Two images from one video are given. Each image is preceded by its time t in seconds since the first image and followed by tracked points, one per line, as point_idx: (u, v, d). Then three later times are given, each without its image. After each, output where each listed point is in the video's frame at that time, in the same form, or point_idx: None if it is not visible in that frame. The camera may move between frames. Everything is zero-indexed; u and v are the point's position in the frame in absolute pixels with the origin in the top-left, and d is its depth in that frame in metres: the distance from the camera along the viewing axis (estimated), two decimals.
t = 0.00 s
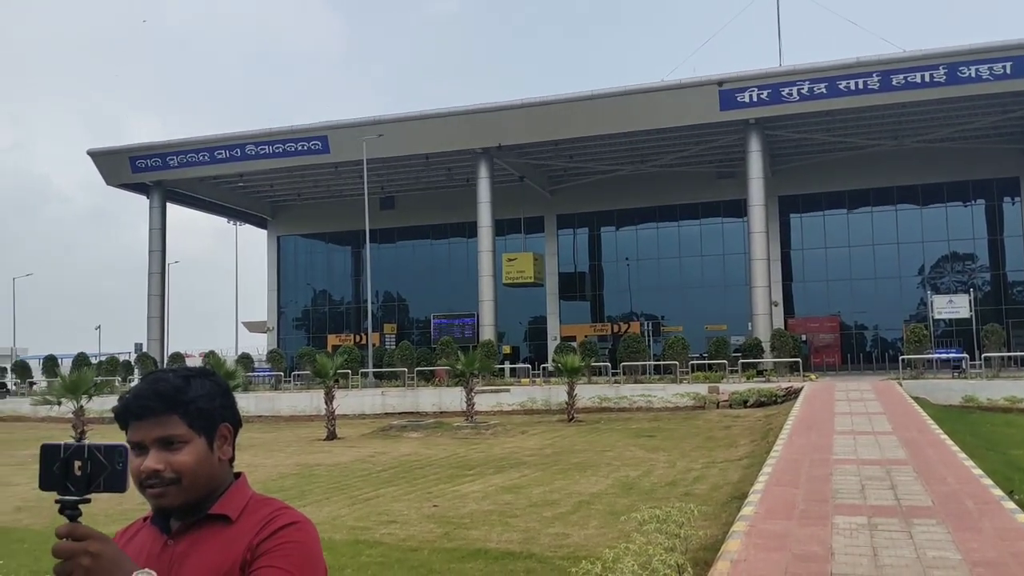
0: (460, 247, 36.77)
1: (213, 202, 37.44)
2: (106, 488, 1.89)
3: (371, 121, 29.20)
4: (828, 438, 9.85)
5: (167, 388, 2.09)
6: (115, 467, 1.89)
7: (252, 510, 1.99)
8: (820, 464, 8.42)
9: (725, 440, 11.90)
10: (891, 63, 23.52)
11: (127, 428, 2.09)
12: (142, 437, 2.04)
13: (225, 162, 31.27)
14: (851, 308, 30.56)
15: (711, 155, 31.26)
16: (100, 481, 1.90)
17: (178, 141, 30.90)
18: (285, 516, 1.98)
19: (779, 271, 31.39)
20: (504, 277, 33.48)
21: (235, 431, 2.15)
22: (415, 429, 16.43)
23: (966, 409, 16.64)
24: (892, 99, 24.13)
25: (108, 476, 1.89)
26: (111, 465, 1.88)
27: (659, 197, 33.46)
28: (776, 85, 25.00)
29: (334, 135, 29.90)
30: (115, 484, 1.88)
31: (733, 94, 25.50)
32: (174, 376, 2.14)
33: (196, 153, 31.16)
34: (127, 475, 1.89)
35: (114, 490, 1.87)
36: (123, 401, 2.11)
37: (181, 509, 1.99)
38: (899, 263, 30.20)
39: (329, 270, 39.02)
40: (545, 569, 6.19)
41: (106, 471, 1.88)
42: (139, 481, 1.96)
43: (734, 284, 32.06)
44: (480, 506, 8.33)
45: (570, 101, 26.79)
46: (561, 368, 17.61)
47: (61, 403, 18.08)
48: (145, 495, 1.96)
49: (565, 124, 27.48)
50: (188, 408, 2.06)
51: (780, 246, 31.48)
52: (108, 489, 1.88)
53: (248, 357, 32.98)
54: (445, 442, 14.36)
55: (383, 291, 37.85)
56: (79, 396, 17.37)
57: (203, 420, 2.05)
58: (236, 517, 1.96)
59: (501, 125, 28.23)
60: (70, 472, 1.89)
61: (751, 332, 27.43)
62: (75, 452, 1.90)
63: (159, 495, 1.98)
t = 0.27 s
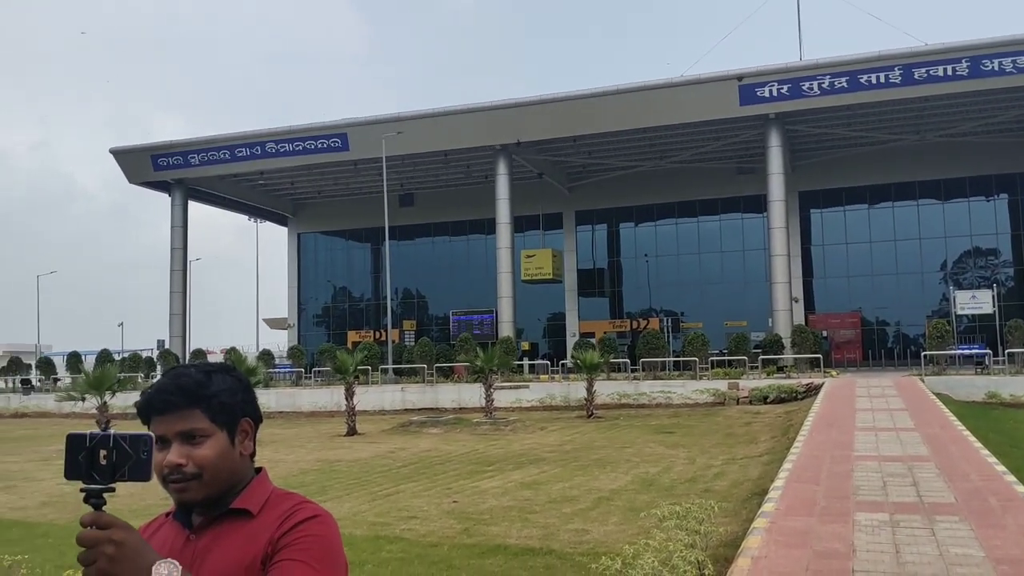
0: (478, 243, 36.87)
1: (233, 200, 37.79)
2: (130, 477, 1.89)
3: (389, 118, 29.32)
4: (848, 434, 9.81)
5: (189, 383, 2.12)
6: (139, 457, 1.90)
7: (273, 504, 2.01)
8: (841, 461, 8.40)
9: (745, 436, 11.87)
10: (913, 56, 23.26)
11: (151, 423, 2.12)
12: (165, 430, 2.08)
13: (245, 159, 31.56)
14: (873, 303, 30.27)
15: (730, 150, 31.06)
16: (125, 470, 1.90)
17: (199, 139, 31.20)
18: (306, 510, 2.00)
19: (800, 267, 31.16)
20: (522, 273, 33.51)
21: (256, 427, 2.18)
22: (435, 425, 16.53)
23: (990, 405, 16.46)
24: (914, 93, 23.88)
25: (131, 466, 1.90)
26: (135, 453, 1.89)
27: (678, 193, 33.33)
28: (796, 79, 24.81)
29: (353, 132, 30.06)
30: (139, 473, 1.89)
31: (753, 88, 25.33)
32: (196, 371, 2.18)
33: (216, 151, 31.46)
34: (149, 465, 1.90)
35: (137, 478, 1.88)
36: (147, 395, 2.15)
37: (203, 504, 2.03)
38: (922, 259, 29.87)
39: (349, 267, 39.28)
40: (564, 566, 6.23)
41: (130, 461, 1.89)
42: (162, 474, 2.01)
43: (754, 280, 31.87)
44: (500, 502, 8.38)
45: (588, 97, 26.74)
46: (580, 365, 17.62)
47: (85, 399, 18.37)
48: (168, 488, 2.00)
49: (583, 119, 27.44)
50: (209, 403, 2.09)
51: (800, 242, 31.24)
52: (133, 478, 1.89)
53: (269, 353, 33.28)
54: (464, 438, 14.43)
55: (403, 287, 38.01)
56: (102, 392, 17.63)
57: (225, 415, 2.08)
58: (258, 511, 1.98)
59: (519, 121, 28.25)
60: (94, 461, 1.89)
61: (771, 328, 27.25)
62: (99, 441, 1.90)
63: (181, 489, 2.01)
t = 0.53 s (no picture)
0: (495, 240, 36.94)
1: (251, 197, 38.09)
2: (152, 467, 1.92)
3: (406, 115, 29.42)
4: (868, 431, 9.76)
5: (208, 378, 2.17)
6: (161, 448, 1.93)
7: (292, 499, 2.05)
8: (860, 458, 8.36)
9: (764, 433, 11.83)
10: (934, 50, 23.01)
11: (170, 418, 2.17)
12: (184, 425, 2.12)
13: (263, 157, 31.79)
14: (893, 299, 30.01)
15: (748, 146, 30.86)
16: (146, 460, 1.93)
17: (217, 137, 31.46)
18: (324, 504, 2.05)
19: (819, 263, 30.93)
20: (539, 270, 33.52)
21: (274, 422, 2.22)
22: (452, 421, 16.61)
23: (1012, 402, 16.28)
24: (935, 88, 23.63)
25: (153, 457, 1.93)
26: (157, 444, 1.92)
27: (696, 189, 33.19)
28: (815, 74, 24.59)
29: (371, 129, 30.19)
30: (160, 463, 1.91)
31: (771, 83, 25.14)
32: (214, 367, 2.23)
33: (234, 148, 31.72)
34: (172, 455, 1.93)
35: (160, 469, 1.91)
36: (167, 390, 2.20)
37: (221, 499, 2.06)
38: (942, 254, 29.57)
39: (366, 264, 39.49)
40: (582, 562, 6.26)
41: (152, 451, 1.92)
42: (182, 470, 2.04)
43: (772, 275, 31.71)
44: (517, 498, 8.43)
45: (605, 93, 26.66)
46: (597, 361, 17.62)
47: (106, 395, 18.62)
48: (188, 483, 2.04)
49: (600, 115, 27.37)
50: (228, 397, 2.14)
51: (819, 237, 31.01)
52: (154, 468, 1.91)
53: (287, 349, 33.54)
54: (482, 434, 14.49)
55: (420, 284, 38.16)
56: (122, 388, 17.86)
57: (243, 409, 2.13)
58: (277, 506, 2.02)
59: (535, 118, 28.24)
60: (117, 453, 1.92)
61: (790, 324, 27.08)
62: (122, 432, 1.94)
63: (200, 484, 2.05)
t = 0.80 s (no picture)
0: (513, 236, 37.02)
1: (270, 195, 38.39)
2: (177, 459, 1.89)
3: (424, 112, 29.55)
4: (889, 427, 9.71)
5: (231, 374, 2.22)
6: (185, 440, 1.90)
7: (312, 495, 2.10)
8: (882, 454, 8.32)
9: (783, 430, 11.79)
10: (955, 44, 22.79)
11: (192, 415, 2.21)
12: (207, 421, 2.16)
13: (282, 155, 32.02)
14: (914, 295, 29.69)
15: (767, 141, 30.66)
16: (171, 452, 1.91)
17: (238, 134, 31.77)
18: (344, 499, 2.09)
19: (839, 258, 30.68)
20: (557, 266, 33.53)
21: (294, 418, 2.27)
22: (470, 418, 16.69)
23: None
24: (956, 82, 23.42)
25: (177, 449, 1.90)
26: (180, 435, 1.88)
27: (714, 185, 33.04)
28: (835, 68, 24.41)
29: (389, 126, 30.34)
30: (186, 455, 1.89)
31: (791, 78, 24.99)
32: (235, 364, 2.27)
33: (254, 146, 31.99)
34: (196, 447, 1.90)
35: (184, 460, 1.88)
36: (190, 385, 2.24)
37: (244, 494, 2.11)
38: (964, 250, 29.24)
39: (385, 261, 39.70)
40: (601, 559, 6.30)
41: (177, 442, 1.89)
42: (205, 465, 2.08)
43: (792, 271, 31.52)
44: (536, 495, 8.48)
45: (622, 89, 26.61)
46: (616, 357, 17.62)
47: (128, 391, 18.89)
48: (211, 479, 2.09)
49: (618, 111, 27.31)
50: (249, 394, 2.18)
51: (839, 233, 30.75)
52: (178, 461, 1.89)
53: (307, 346, 33.80)
54: (501, 431, 14.56)
55: (438, 281, 38.29)
56: (144, 384, 18.10)
57: (265, 406, 2.17)
58: (297, 502, 2.07)
59: (553, 114, 28.25)
60: (142, 444, 1.91)
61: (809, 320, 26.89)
62: (146, 423, 1.93)
63: (223, 479, 2.09)
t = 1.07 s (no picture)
0: (531, 234, 37.09)
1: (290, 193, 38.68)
2: (199, 450, 1.91)
3: (442, 111, 29.67)
4: (911, 425, 9.65)
5: (254, 369, 2.24)
6: (209, 430, 1.92)
7: (331, 491, 2.13)
8: (904, 453, 8.28)
9: (803, 428, 11.75)
10: (977, 39, 22.61)
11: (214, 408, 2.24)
12: (230, 414, 2.19)
13: (301, 153, 32.25)
14: (936, 292, 29.38)
15: (786, 137, 30.46)
16: (194, 443, 1.93)
17: (258, 133, 32.07)
18: (364, 496, 2.12)
19: (859, 255, 30.41)
20: (576, 264, 33.53)
21: (316, 414, 2.30)
22: (489, 416, 16.77)
23: None
24: (978, 77, 23.25)
25: (201, 440, 1.92)
26: (205, 427, 1.91)
27: (732, 181, 32.87)
28: (855, 64, 24.22)
29: (407, 125, 30.50)
30: (208, 446, 1.91)
31: (810, 74, 24.83)
32: (259, 359, 2.29)
33: (273, 145, 32.26)
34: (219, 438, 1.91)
35: (206, 451, 1.90)
36: (214, 380, 2.27)
37: (265, 489, 2.15)
38: (987, 246, 28.90)
39: (404, 259, 39.89)
40: (620, 556, 6.34)
41: (201, 434, 1.91)
42: (227, 460, 2.11)
43: (812, 268, 31.29)
44: (554, 492, 8.53)
45: (640, 86, 26.56)
46: (634, 355, 17.62)
47: (149, 389, 19.15)
48: (233, 473, 2.13)
49: (636, 109, 27.24)
50: (272, 390, 2.21)
51: (860, 229, 30.47)
52: (201, 451, 1.90)
53: (326, 344, 34.06)
54: (520, 428, 14.62)
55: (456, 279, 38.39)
56: (165, 382, 18.34)
57: (288, 402, 2.20)
58: (317, 498, 2.11)
59: (571, 112, 28.27)
60: (166, 436, 1.94)
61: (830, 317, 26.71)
62: (171, 415, 1.96)
63: (245, 474, 2.13)
